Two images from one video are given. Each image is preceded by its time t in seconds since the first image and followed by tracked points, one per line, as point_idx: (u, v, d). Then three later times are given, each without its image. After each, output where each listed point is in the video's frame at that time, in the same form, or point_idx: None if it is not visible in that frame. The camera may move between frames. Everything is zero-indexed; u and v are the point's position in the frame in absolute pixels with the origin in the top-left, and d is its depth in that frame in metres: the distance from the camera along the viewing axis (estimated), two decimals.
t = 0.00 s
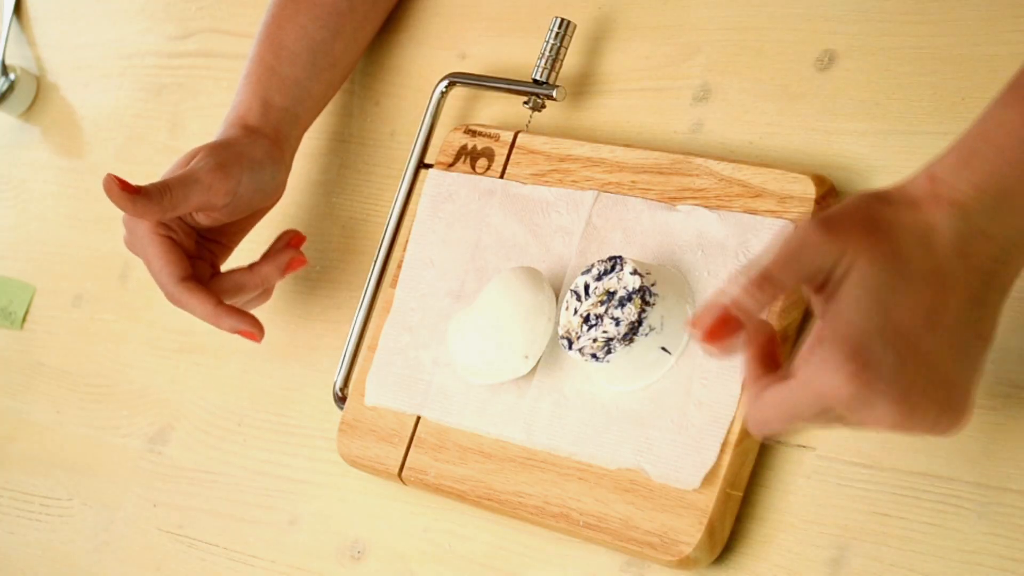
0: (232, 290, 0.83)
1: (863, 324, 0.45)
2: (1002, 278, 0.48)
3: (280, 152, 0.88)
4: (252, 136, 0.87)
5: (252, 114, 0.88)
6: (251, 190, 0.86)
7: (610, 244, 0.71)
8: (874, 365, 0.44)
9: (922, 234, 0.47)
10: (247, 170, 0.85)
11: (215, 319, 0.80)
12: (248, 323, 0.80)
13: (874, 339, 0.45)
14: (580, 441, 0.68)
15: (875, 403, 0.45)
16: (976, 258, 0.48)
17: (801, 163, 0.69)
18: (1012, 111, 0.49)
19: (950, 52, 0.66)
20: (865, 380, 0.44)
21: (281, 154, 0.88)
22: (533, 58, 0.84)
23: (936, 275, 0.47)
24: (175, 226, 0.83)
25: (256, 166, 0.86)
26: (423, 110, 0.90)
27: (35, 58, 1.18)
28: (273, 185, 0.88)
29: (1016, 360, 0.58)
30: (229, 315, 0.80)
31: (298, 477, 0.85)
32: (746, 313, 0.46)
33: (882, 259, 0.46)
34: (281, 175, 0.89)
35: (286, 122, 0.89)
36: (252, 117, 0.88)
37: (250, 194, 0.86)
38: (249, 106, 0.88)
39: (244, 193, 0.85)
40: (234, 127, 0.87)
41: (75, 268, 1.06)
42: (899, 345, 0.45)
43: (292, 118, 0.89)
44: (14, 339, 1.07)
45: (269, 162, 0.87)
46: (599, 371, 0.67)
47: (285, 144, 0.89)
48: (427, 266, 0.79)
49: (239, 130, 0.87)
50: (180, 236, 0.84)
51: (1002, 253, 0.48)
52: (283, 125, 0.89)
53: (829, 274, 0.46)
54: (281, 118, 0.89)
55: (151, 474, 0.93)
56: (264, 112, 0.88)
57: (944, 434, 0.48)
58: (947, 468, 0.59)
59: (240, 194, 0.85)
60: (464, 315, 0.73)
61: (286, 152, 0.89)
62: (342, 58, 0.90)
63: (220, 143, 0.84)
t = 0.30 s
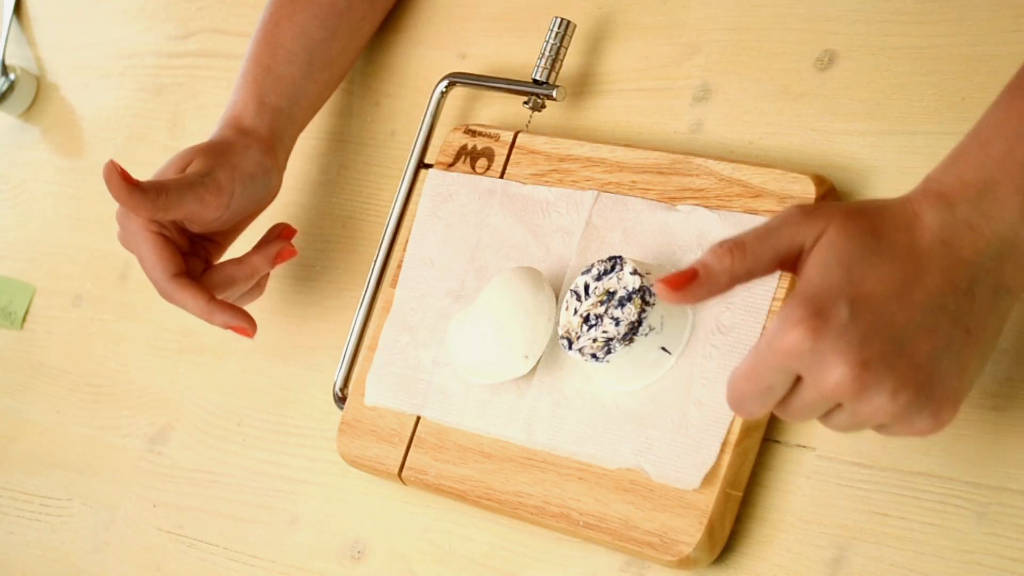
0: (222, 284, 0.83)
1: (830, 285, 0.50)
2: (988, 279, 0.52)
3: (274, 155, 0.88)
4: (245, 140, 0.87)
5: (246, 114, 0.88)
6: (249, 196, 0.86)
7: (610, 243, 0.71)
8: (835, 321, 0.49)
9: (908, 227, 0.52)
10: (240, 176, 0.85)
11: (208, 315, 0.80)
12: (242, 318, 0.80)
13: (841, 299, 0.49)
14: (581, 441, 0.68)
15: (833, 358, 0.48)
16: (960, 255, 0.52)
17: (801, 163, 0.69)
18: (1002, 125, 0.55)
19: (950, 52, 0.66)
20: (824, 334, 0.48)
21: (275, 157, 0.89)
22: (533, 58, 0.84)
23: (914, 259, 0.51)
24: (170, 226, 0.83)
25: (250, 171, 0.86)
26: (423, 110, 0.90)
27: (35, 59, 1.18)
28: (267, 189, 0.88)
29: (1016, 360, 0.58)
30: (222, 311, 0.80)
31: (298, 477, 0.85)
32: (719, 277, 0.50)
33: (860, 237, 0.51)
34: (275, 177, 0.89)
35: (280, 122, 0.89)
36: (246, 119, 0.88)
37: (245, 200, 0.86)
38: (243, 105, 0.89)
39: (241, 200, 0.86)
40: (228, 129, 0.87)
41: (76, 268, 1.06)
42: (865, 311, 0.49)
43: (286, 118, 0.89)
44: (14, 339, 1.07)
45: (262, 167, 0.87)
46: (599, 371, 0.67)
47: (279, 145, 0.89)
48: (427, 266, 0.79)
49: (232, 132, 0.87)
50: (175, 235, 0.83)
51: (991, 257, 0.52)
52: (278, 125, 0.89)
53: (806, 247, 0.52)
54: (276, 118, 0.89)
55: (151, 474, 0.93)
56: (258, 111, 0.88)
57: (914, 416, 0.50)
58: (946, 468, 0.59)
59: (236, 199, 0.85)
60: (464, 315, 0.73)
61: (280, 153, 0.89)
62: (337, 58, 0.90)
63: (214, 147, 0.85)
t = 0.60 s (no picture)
0: (234, 290, 0.82)
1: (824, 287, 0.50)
2: (987, 280, 0.52)
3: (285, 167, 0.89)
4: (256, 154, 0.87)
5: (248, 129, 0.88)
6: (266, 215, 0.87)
7: (610, 244, 0.71)
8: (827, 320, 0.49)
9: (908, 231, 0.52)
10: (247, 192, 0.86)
11: (220, 323, 0.79)
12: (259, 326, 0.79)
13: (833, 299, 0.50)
14: (580, 441, 0.68)
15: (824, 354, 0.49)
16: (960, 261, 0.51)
17: (801, 163, 0.69)
18: (1000, 125, 0.55)
19: (950, 52, 0.66)
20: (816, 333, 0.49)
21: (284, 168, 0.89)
22: (533, 58, 0.84)
23: (912, 260, 0.51)
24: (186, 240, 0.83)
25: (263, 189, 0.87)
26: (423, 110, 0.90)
27: (35, 59, 1.18)
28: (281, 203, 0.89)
29: (1017, 360, 0.58)
30: (235, 318, 0.79)
31: (298, 477, 0.85)
32: (717, 281, 0.50)
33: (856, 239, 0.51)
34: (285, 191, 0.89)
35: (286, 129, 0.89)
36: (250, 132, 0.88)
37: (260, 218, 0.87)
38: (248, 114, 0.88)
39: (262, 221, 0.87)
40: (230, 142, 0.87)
41: (76, 268, 1.06)
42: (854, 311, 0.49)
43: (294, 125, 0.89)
44: (13, 339, 1.07)
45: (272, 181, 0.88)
46: (599, 371, 0.67)
47: (289, 154, 0.89)
48: (427, 266, 0.79)
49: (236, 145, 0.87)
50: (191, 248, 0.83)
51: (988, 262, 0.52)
52: (286, 133, 0.89)
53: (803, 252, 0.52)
54: (285, 126, 0.89)
55: (151, 474, 0.93)
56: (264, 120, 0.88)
57: (910, 416, 0.50)
58: (946, 468, 0.59)
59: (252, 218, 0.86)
60: (463, 315, 0.73)
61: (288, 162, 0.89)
62: (344, 59, 0.90)
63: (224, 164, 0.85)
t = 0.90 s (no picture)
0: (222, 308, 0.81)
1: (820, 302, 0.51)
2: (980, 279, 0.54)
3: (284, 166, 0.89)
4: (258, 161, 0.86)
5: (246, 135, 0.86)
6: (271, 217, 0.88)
7: (610, 244, 0.71)
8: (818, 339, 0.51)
9: (908, 229, 0.52)
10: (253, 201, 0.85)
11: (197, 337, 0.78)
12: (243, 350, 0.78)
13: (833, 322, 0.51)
14: (581, 441, 0.68)
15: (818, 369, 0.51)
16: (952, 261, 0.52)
17: (802, 163, 0.69)
18: (1004, 120, 0.55)
19: (950, 52, 0.66)
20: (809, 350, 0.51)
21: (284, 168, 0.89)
22: (533, 58, 0.84)
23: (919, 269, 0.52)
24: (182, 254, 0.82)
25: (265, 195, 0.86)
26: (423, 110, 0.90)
27: (35, 59, 1.18)
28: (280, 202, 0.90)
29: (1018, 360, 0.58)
30: (210, 335, 0.77)
31: (298, 477, 0.85)
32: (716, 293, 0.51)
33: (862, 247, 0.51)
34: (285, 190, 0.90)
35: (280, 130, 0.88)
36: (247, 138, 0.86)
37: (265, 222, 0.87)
38: (245, 120, 0.87)
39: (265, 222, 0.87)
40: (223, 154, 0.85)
41: (76, 268, 1.06)
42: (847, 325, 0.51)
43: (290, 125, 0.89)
44: (13, 339, 1.07)
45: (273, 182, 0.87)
46: (599, 371, 0.67)
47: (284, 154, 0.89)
48: (427, 266, 0.79)
49: (236, 155, 0.85)
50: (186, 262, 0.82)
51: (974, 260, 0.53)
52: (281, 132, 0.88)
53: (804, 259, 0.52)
54: (280, 126, 0.88)
55: (151, 474, 0.93)
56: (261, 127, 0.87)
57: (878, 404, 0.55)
58: (947, 468, 0.59)
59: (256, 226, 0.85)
60: (464, 315, 0.73)
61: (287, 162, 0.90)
62: (341, 58, 0.91)
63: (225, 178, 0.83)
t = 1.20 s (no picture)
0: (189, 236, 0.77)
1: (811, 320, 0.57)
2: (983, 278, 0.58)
3: (264, 131, 0.85)
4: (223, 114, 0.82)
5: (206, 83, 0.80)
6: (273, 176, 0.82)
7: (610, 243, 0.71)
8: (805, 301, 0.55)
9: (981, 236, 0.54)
10: (211, 150, 0.80)
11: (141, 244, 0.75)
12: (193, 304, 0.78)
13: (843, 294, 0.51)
14: (581, 442, 0.68)
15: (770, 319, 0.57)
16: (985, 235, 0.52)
17: (802, 162, 0.69)
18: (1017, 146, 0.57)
19: (950, 51, 0.66)
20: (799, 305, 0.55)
21: (262, 131, 0.84)
22: (532, 58, 0.84)
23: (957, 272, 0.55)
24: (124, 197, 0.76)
25: (236, 151, 0.81)
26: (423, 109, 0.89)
27: (35, 59, 1.18)
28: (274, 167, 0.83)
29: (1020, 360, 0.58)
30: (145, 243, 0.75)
31: (298, 477, 0.85)
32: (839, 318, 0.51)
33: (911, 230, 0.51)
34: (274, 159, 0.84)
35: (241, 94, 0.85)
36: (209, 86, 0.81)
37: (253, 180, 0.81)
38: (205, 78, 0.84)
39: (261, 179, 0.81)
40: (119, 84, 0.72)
41: (76, 269, 1.06)
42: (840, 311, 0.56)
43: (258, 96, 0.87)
44: (13, 339, 1.07)
45: (245, 141, 0.82)
46: (599, 370, 0.67)
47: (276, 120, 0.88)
48: (427, 266, 0.79)
49: (201, 100, 0.79)
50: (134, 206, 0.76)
51: (996, 259, 0.55)
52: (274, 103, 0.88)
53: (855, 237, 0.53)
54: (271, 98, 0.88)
55: (152, 475, 0.93)
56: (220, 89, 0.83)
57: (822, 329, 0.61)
58: (947, 468, 0.59)
59: (223, 177, 0.80)
60: (465, 315, 0.74)
61: (267, 125, 0.85)
62: (304, 40, 0.91)
63: (176, 116, 0.77)
